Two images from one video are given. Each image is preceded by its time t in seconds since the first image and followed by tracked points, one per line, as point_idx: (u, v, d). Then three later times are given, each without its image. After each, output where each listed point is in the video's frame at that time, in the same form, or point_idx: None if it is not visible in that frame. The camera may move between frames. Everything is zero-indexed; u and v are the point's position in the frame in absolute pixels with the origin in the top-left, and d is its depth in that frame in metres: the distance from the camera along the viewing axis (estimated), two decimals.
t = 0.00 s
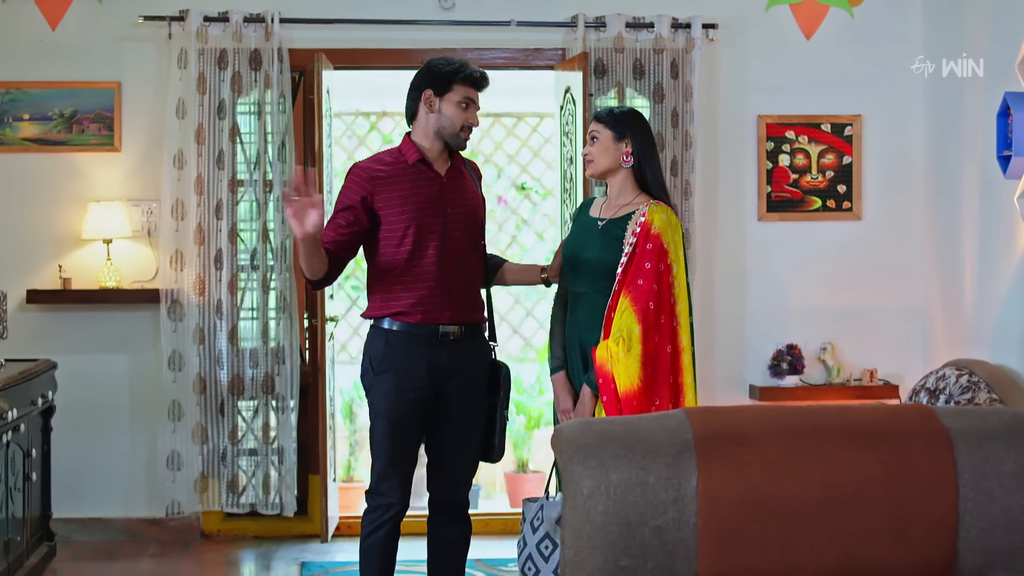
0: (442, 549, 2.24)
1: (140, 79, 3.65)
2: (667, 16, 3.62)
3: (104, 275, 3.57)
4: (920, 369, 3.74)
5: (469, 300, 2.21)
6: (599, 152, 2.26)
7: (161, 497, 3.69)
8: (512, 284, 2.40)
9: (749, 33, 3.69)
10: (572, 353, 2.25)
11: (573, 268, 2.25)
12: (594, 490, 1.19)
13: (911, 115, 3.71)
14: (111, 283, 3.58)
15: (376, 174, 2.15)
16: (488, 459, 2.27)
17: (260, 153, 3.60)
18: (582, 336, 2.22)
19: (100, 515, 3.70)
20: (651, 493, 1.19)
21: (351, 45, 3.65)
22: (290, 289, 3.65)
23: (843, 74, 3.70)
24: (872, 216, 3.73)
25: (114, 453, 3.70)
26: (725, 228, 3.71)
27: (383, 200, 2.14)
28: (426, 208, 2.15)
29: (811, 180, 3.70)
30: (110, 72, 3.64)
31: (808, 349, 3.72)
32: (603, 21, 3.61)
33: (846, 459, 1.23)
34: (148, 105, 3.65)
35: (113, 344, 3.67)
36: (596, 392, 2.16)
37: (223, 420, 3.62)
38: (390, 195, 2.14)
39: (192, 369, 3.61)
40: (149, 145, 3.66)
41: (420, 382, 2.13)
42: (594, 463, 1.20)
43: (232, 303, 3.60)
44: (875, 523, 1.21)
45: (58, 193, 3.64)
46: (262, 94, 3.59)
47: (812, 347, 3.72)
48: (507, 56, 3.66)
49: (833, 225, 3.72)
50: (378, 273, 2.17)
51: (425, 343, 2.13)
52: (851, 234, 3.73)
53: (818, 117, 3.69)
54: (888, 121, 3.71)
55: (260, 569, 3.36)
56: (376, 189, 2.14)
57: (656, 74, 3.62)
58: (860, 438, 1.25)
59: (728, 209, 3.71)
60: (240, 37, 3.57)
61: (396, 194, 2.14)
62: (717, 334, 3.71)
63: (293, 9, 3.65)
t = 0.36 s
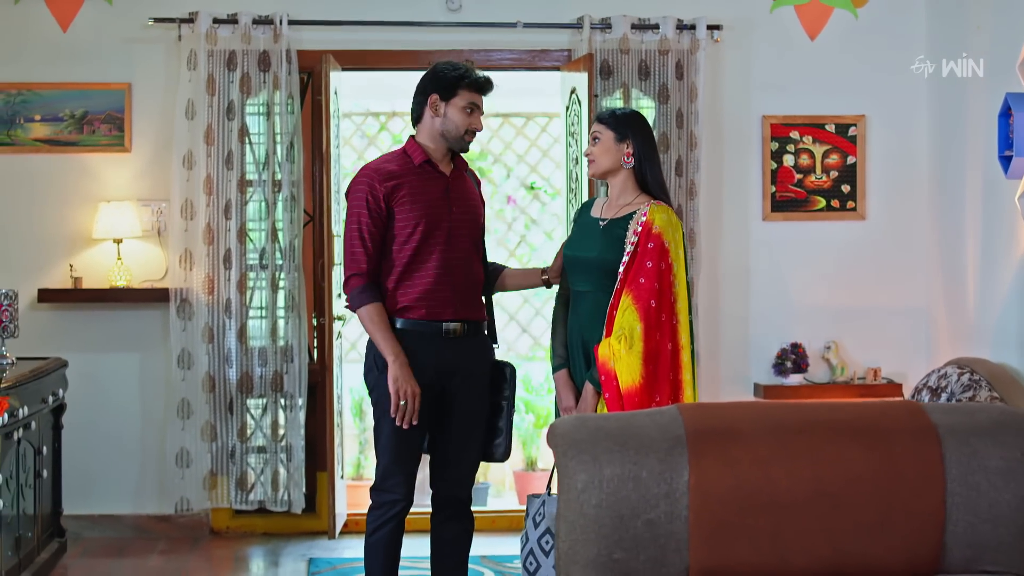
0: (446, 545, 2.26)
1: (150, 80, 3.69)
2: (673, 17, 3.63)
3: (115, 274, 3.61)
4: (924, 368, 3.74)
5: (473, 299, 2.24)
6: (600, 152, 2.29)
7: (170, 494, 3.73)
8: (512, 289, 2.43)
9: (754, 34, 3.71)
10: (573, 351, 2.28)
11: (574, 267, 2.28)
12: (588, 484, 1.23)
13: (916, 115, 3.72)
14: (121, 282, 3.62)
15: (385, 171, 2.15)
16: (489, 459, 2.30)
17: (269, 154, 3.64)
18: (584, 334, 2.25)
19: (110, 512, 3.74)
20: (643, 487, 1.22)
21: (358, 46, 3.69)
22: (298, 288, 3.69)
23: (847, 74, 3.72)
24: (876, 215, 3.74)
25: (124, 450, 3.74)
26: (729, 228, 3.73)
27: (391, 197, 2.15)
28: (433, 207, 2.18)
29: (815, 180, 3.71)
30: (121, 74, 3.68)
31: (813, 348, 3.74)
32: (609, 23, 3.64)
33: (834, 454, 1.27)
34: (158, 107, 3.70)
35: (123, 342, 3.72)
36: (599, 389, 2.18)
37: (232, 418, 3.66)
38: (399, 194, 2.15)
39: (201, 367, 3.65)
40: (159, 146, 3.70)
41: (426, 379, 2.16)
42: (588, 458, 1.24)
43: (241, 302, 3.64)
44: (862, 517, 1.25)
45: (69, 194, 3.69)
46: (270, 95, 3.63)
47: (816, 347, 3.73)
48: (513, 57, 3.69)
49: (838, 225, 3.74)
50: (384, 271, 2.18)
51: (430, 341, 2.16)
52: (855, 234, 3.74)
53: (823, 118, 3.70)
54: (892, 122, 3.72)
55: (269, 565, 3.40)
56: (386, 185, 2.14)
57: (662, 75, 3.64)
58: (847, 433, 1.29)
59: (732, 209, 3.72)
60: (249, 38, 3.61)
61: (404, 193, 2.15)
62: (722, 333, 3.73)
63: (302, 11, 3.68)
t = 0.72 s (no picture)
0: (447, 542, 2.29)
1: (156, 82, 3.73)
2: (674, 19, 3.65)
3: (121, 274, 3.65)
4: (924, 367, 3.76)
5: (475, 300, 2.27)
6: (599, 154, 2.31)
7: (177, 491, 3.77)
8: (514, 288, 2.45)
9: (755, 35, 3.72)
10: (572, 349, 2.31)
11: (573, 266, 2.30)
12: (580, 479, 1.26)
13: (916, 115, 3.74)
14: (128, 281, 3.66)
15: (393, 171, 2.17)
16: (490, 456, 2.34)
17: (274, 154, 3.67)
18: (583, 332, 2.28)
19: (117, 509, 3.78)
20: (634, 481, 1.25)
21: (362, 47, 3.71)
22: (303, 287, 3.73)
23: (848, 75, 3.74)
24: (877, 215, 3.76)
25: (131, 447, 3.78)
26: (731, 227, 3.74)
27: (398, 197, 2.17)
28: (439, 209, 2.20)
29: (816, 180, 3.73)
30: (128, 75, 3.72)
31: (813, 346, 3.75)
32: (611, 24, 3.66)
33: (822, 451, 1.30)
34: (165, 107, 3.73)
35: (130, 341, 3.75)
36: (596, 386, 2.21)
37: (237, 415, 3.70)
38: (406, 195, 2.17)
39: (207, 366, 3.69)
40: (165, 147, 3.74)
41: (429, 378, 2.19)
42: (579, 453, 1.27)
43: (246, 301, 3.68)
44: (850, 511, 1.28)
45: (77, 194, 3.73)
46: (276, 95, 3.66)
47: (817, 346, 3.75)
48: (516, 58, 3.72)
49: (838, 225, 3.76)
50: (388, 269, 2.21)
51: (434, 340, 2.19)
52: (856, 233, 3.76)
53: (824, 118, 3.72)
54: (892, 123, 3.74)
55: (273, 561, 3.44)
56: (393, 185, 2.16)
57: (663, 76, 3.66)
58: (835, 431, 1.32)
59: (733, 208, 3.74)
60: (254, 40, 3.65)
61: (411, 194, 2.18)
62: (723, 333, 3.75)
63: (307, 12, 3.72)
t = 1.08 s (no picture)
0: (444, 538, 2.32)
1: (157, 83, 3.75)
2: (671, 20, 3.68)
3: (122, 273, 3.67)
4: (919, 366, 3.78)
5: (473, 302, 2.30)
6: (596, 155, 2.33)
7: (178, 489, 3.80)
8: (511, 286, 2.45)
9: (752, 36, 3.75)
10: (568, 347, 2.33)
11: (569, 265, 2.33)
12: (569, 475, 1.28)
13: (911, 115, 3.76)
14: (129, 281, 3.69)
15: (397, 171, 2.19)
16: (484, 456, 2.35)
17: (274, 154, 3.70)
18: (579, 330, 2.30)
19: (118, 506, 3.81)
20: (622, 477, 1.28)
21: (362, 48, 3.74)
22: (303, 287, 3.75)
23: (845, 75, 3.76)
24: (873, 215, 3.78)
25: (132, 445, 3.81)
26: (728, 227, 3.77)
27: (402, 197, 2.19)
28: (441, 211, 2.22)
29: (812, 180, 3.75)
30: (129, 76, 3.75)
31: (809, 345, 3.78)
32: (608, 25, 3.68)
33: (809, 447, 1.32)
34: (165, 108, 3.76)
35: (131, 340, 3.78)
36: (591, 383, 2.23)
37: (238, 414, 3.73)
38: (410, 196, 2.20)
39: (208, 364, 3.71)
40: (166, 147, 3.76)
41: (427, 377, 2.21)
42: (568, 449, 1.29)
43: (246, 300, 3.71)
44: (835, 506, 1.30)
45: (79, 194, 3.75)
46: (276, 96, 3.69)
47: (813, 344, 3.78)
48: (515, 59, 3.74)
49: (834, 224, 3.78)
50: (388, 268, 2.23)
51: (432, 340, 2.21)
52: (852, 233, 3.78)
53: (820, 119, 3.74)
54: (888, 123, 3.76)
55: (273, 558, 3.46)
56: (397, 185, 2.18)
57: (661, 77, 3.68)
58: (821, 428, 1.34)
59: (730, 208, 3.76)
60: (255, 41, 3.67)
61: (414, 195, 2.20)
62: (720, 332, 3.77)
63: (307, 13, 3.74)
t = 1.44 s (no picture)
0: (439, 535, 2.34)
1: (155, 83, 3.78)
2: (666, 21, 3.70)
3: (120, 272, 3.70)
4: (913, 365, 3.81)
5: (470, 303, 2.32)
6: (589, 156, 2.36)
7: (176, 486, 3.82)
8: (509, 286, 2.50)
9: (747, 37, 3.77)
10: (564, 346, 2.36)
11: (564, 265, 2.35)
12: (556, 471, 1.31)
13: (905, 116, 3.78)
14: (127, 280, 3.71)
15: (401, 171, 2.21)
16: (479, 454, 2.38)
17: (271, 154, 3.72)
18: (574, 329, 2.33)
19: (117, 504, 3.83)
20: (609, 473, 1.30)
21: (359, 49, 3.76)
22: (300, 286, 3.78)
23: (839, 76, 3.78)
24: (867, 215, 3.80)
25: (130, 443, 3.83)
26: (723, 226, 3.79)
27: (405, 197, 2.21)
28: (443, 212, 2.25)
29: (806, 180, 3.78)
30: (127, 77, 3.77)
31: (804, 344, 3.80)
32: (604, 26, 3.70)
33: (794, 444, 1.35)
34: (164, 108, 3.78)
35: (130, 339, 3.80)
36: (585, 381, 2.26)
37: (235, 412, 3.75)
38: (413, 196, 2.22)
39: (206, 363, 3.73)
40: (164, 147, 3.78)
41: (424, 375, 2.24)
42: (556, 445, 1.32)
43: (244, 300, 3.73)
44: (819, 502, 1.33)
45: (78, 194, 3.78)
46: (273, 97, 3.71)
47: (807, 344, 3.80)
48: (511, 60, 3.76)
49: (829, 224, 3.80)
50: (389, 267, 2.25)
51: (429, 339, 2.24)
52: (846, 232, 3.80)
53: (814, 119, 3.77)
54: (882, 123, 3.79)
55: (270, 555, 3.49)
56: (400, 185, 2.20)
57: (655, 77, 3.71)
58: (807, 425, 1.36)
59: (725, 208, 3.78)
60: (252, 42, 3.70)
61: (417, 196, 2.22)
62: (715, 331, 3.80)
63: (304, 15, 3.76)
